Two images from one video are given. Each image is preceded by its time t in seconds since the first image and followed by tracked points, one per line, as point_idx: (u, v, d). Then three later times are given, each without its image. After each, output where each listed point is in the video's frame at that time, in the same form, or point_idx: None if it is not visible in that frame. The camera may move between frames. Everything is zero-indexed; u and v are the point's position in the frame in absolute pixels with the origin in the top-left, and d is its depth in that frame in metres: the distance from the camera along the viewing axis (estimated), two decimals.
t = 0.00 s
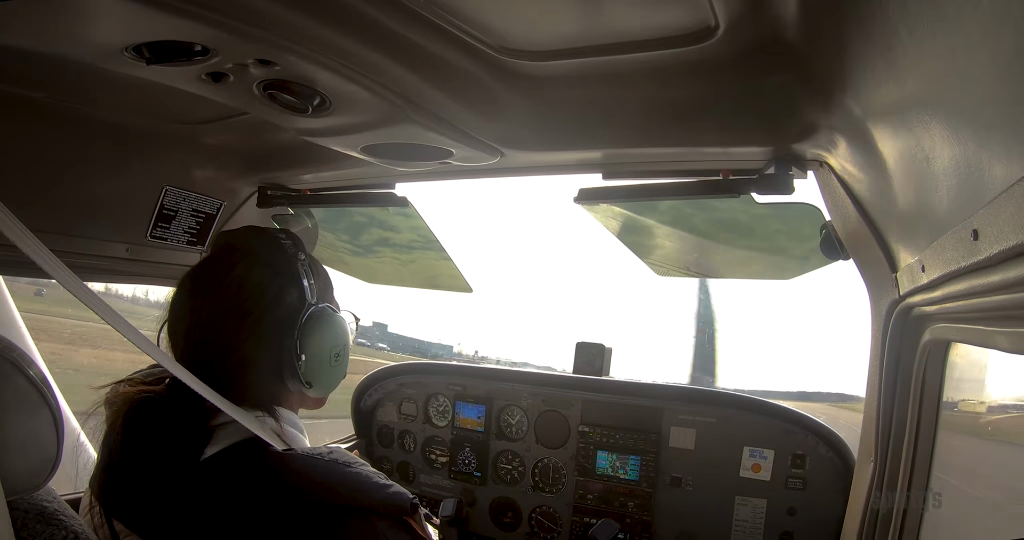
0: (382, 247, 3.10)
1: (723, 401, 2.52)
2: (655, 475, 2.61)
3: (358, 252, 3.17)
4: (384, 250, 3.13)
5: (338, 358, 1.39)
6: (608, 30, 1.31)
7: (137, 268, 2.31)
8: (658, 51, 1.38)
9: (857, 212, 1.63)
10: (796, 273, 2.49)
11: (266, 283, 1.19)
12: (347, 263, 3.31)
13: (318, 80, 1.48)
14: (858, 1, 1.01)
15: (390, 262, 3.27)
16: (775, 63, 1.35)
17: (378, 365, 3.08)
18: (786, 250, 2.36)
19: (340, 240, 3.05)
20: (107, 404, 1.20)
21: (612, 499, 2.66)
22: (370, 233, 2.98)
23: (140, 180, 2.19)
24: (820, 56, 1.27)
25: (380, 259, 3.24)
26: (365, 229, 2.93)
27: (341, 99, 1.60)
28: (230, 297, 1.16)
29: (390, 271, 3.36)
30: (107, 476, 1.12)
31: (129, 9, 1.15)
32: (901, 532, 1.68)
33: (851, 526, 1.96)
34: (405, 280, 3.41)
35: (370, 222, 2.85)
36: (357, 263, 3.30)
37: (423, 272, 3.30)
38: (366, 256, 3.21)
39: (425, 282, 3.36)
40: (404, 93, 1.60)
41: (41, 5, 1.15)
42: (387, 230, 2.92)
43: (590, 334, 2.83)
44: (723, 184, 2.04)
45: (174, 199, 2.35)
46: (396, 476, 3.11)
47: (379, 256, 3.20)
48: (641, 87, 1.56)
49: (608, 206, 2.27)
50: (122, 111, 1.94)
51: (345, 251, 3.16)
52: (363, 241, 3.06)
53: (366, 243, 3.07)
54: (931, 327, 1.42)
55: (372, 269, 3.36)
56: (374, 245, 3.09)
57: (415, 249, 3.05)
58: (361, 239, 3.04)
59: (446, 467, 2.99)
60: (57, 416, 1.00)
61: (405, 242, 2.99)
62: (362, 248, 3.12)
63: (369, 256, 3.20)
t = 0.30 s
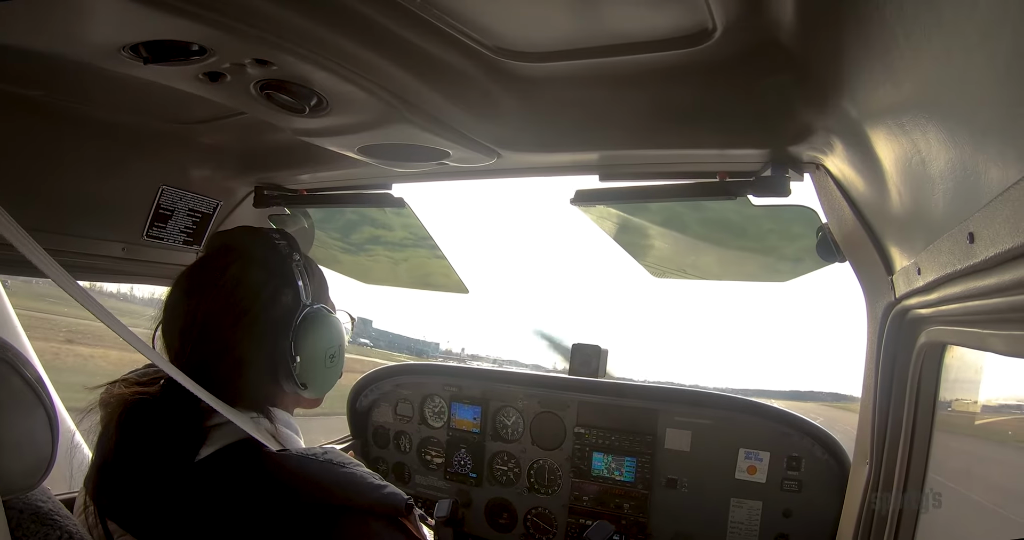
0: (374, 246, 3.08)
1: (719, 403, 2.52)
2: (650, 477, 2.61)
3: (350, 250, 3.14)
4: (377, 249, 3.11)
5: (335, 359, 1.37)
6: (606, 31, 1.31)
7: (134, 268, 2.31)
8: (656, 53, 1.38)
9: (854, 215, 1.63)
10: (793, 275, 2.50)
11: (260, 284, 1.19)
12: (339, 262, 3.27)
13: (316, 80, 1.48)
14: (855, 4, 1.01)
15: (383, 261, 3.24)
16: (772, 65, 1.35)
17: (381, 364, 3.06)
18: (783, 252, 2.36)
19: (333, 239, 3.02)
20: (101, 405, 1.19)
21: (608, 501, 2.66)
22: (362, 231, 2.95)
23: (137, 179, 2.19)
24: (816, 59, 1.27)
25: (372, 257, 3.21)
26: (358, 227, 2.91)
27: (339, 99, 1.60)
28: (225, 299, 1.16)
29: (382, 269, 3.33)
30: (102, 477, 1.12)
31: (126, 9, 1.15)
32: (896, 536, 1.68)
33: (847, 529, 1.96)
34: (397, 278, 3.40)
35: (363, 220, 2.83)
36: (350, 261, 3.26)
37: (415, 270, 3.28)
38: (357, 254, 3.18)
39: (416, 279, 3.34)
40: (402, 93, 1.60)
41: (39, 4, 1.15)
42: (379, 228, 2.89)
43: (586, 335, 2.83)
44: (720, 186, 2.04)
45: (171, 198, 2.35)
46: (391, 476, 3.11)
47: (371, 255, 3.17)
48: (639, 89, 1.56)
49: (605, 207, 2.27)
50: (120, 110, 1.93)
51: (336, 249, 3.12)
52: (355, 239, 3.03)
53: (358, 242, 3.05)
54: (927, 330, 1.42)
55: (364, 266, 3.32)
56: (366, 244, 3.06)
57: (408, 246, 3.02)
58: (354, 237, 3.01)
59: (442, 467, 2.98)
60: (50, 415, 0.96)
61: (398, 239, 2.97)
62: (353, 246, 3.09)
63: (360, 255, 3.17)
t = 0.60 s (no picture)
0: (368, 244, 3.07)
1: (715, 403, 2.52)
2: (646, 477, 2.61)
3: (345, 248, 3.13)
4: (371, 247, 3.10)
5: (330, 358, 1.38)
6: (605, 31, 1.31)
7: (129, 266, 2.30)
8: (654, 53, 1.38)
9: (851, 215, 1.63)
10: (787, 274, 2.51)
11: (255, 282, 1.19)
12: (334, 260, 3.26)
13: (314, 78, 1.48)
14: (852, 5, 1.01)
15: (377, 258, 3.22)
16: (769, 65, 1.36)
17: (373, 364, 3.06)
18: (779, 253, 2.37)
19: (327, 236, 3.01)
20: (97, 402, 1.19)
21: (604, 500, 2.66)
22: (356, 230, 2.94)
23: (134, 177, 2.18)
24: (814, 60, 1.27)
25: (366, 255, 3.19)
26: (352, 225, 2.90)
27: (336, 98, 1.60)
28: (219, 297, 1.16)
29: (378, 267, 3.31)
30: (98, 475, 1.12)
31: (124, 6, 1.14)
32: (891, 537, 1.68)
33: (842, 530, 1.96)
34: (387, 277, 3.38)
35: (358, 218, 2.82)
36: (345, 259, 3.25)
37: (406, 268, 3.26)
38: (351, 252, 3.16)
39: (406, 278, 3.33)
40: (400, 92, 1.60)
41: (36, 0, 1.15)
42: (374, 226, 2.89)
43: (583, 335, 2.83)
44: (717, 187, 2.04)
45: (168, 196, 2.34)
46: (387, 476, 3.11)
47: (365, 253, 3.16)
48: (636, 89, 1.56)
49: (601, 207, 2.26)
50: (117, 108, 1.93)
51: (330, 246, 3.11)
52: (349, 237, 3.02)
53: (353, 240, 3.04)
54: (923, 331, 1.42)
55: (358, 264, 3.30)
56: (359, 242, 3.05)
57: (402, 244, 3.01)
58: (349, 235, 3.00)
59: (438, 467, 2.98)
60: (48, 412, 0.90)
61: (393, 238, 2.97)
62: (347, 244, 3.08)
63: (354, 253, 3.16)
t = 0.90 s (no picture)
0: (364, 243, 3.06)
1: (712, 401, 2.52)
2: (643, 474, 2.62)
3: (342, 246, 3.12)
4: (367, 246, 3.09)
5: (324, 356, 1.39)
6: (602, 29, 1.31)
7: (126, 265, 2.30)
8: (650, 51, 1.38)
9: (848, 214, 1.63)
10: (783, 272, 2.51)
11: (250, 281, 1.19)
12: (331, 258, 3.25)
13: (310, 77, 1.48)
14: (848, 4, 1.01)
15: (373, 257, 3.20)
16: (765, 64, 1.36)
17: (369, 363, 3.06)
18: (776, 251, 2.37)
19: (323, 233, 3.00)
20: (94, 402, 1.19)
21: (601, 498, 2.67)
22: (352, 228, 2.93)
23: (131, 175, 2.18)
24: (811, 58, 1.27)
25: (362, 254, 3.18)
26: (347, 224, 2.89)
27: (333, 96, 1.60)
28: (214, 295, 1.16)
29: (374, 266, 3.31)
30: (95, 475, 1.12)
31: (120, 5, 1.14)
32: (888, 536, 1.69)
33: (838, 528, 1.96)
34: (383, 275, 3.37)
35: (355, 217, 2.81)
36: (341, 257, 3.24)
37: (402, 266, 3.25)
38: (348, 251, 3.15)
39: (402, 277, 3.33)
40: (397, 90, 1.60)
41: None
42: (369, 225, 2.88)
43: (580, 333, 2.82)
44: (713, 185, 2.04)
45: (165, 195, 2.34)
46: (384, 474, 3.11)
47: (361, 252, 3.15)
48: (632, 87, 1.56)
49: (598, 205, 2.26)
50: (114, 106, 1.93)
51: (326, 245, 3.10)
52: (345, 235, 3.01)
53: (351, 238, 3.03)
54: (920, 329, 1.43)
55: (355, 263, 3.29)
56: (355, 241, 3.05)
57: (397, 243, 3.01)
58: (345, 234, 2.99)
59: (435, 465, 2.98)
60: (45, 413, 0.90)
61: (388, 237, 2.97)
62: (343, 243, 3.07)
63: (350, 251, 3.15)
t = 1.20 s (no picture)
0: (362, 243, 3.06)
1: (710, 402, 2.52)
2: (641, 475, 2.62)
3: (340, 247, 3.12)
4: (365, 246, 3.09)
5: (322, 359, 1.39)
6: (599, 31, 1.31)
7: (124, 266, 2.30)
8: (648, 52, 1.38)
9: (845, 215, 1.63)
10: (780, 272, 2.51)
11: (247, 284, 1.19)
12: (331, 258, 3.26)
13: (308, 78, 1.48)
14: (845, 5, 1.01)
15: (372, 257, 3.22)
16: (763, 65, 1.36)
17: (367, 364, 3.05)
18: (774, 252, 2.37)
19: (320, 234, 3.00)
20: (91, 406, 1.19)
21: (599, 499, 2.67)
22: (349, 228, 2.92)
23: (129, 176, 2.18)
24: (808, 59, 1.27)
25: (361, 253, 3.18)
26: (345, 223, 2.89)
27: (331, 98, 1.60)
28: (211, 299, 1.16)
29: (373, 266, 3.31)
30: (92, 479, 1.12)
31: (117, 6, 1.14)
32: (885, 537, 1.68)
33: (837, 530, 1.96)
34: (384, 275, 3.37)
35: (353, 217, 2.81)
36: (339, 258, 3.25)
37: (401, 267, 3.26)
38: (346, 251, 3.15)
39: (402, 277, 3.33)
40: (395, 92, 1.60)
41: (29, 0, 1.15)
42: (368, 226, 2.88)
43: (578, 334, 2.83)
44: (711, 186, 2.04)
45: (163, 196, 2.34)
46: (382, 475, 3.11)
47: (360, 251, 3.15)
48: (630, 88, 1.56)
49: (596, 206, 2.26)
50: (111, 107, 1.92)
51: (325, 245, 3.11)
52: (343, 236, 3.01)
53: (349, 238, 3.03)
54: (917, 330, 1.43)
55: (354, 263, 3.29)
56: (353, 241, 3.05)
57: (396, 243, 3.01)
58: (343, 234, 2.99)
59: (433, 466, 2.98)
60: (42, 414, 0.90)
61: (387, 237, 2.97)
62: (342, 244, 3.07)
63: (349, 251, 3.15)
